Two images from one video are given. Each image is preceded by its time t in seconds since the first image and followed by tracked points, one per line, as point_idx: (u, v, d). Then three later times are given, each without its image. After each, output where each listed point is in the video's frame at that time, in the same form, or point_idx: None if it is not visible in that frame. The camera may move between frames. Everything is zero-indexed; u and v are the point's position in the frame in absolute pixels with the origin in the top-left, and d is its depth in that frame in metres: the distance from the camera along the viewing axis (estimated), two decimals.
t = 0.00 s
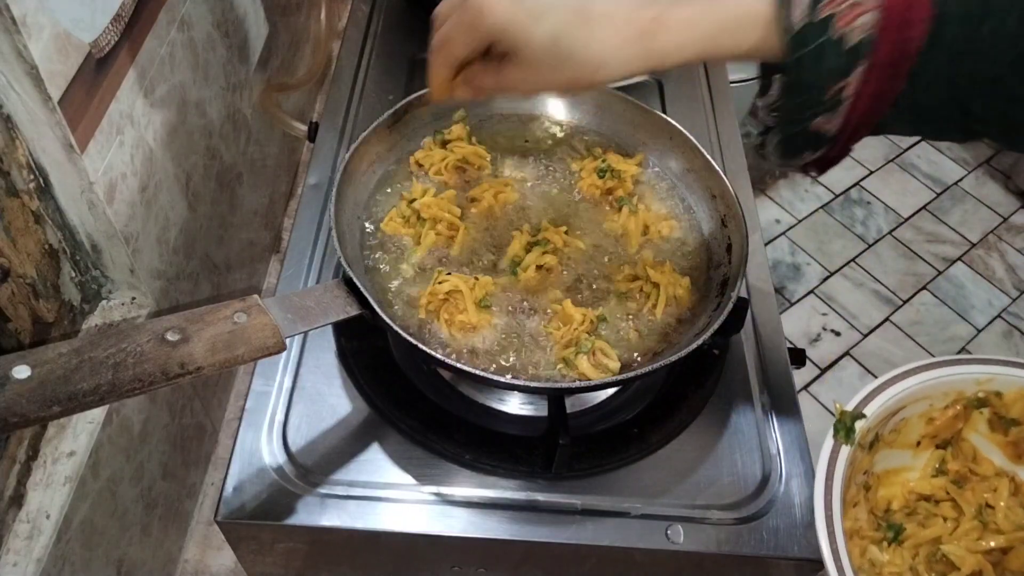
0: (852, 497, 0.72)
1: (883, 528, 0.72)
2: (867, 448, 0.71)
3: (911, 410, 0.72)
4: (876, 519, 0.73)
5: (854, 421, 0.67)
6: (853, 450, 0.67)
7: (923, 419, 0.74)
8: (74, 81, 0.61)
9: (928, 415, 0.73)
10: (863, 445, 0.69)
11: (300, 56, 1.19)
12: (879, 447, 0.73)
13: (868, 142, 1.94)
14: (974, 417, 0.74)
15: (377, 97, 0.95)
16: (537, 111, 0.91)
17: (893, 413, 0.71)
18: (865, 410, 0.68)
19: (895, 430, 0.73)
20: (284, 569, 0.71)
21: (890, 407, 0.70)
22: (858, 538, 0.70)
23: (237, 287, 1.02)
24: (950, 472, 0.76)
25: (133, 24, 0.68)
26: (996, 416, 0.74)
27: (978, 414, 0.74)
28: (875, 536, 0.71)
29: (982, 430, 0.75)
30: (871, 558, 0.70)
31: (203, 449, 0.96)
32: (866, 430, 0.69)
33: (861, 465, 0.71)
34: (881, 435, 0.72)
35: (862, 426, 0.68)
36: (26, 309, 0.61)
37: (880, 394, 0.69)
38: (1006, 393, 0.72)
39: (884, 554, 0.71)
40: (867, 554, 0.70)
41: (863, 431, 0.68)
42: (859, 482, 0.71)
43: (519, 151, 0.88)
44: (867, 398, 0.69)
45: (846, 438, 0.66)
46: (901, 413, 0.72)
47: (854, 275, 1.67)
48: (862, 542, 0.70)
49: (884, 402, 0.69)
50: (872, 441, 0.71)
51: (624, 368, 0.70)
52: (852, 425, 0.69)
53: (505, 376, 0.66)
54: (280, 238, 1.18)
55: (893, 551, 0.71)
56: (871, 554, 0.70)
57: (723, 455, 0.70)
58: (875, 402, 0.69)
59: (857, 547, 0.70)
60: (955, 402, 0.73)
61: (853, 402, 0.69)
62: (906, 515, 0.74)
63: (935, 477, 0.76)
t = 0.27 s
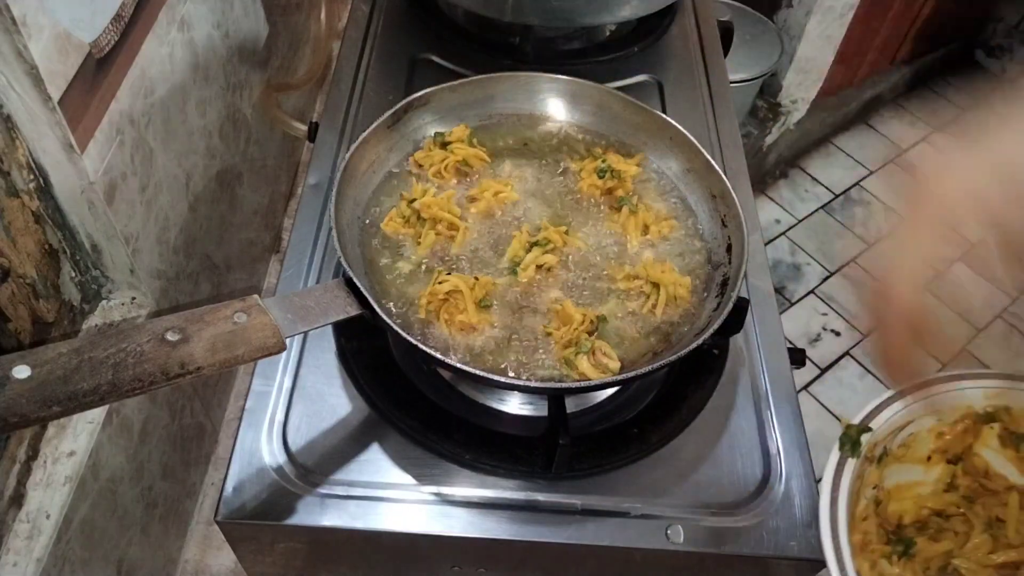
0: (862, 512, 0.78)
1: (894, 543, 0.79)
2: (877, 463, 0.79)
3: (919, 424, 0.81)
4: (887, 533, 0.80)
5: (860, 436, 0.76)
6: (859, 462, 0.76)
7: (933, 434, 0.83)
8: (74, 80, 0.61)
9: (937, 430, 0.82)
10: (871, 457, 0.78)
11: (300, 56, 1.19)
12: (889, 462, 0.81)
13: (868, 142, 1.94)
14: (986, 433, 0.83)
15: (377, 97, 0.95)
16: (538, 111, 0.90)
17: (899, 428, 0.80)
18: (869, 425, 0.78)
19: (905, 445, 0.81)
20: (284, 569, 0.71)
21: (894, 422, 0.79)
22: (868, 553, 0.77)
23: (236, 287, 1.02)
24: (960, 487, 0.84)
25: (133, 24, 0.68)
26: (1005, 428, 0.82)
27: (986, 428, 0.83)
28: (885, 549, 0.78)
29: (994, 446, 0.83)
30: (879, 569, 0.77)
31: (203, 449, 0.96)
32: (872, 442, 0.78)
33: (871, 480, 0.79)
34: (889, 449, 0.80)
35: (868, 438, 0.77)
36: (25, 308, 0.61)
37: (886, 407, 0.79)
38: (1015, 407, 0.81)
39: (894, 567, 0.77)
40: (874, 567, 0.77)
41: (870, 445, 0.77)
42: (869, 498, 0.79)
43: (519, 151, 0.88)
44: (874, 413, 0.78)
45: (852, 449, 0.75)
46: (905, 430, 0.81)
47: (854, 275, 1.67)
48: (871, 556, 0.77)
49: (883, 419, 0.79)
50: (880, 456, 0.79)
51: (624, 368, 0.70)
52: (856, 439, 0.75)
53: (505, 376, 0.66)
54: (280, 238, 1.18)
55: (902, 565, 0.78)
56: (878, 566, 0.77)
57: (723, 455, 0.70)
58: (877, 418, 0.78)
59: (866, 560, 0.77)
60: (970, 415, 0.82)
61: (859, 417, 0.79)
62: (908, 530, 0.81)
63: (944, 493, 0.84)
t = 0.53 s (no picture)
0: (897, 507, 0.97)
1: (930, 537, 0.96)
2: (910, 460, 0.96)
3: (957, 422, 0.95)
4: (923, 527, 0.97)
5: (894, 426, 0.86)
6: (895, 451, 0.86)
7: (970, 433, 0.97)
8: (74, 80, 0.61)
9: (973, 431, 0.96)
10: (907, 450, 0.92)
11: (300, 56, 1.19)
12: (925, 460, 0.98)
13: (868, 142, 1.94)
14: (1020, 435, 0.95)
15: (377, 97, 0.95)
16: (538, 111, 0.90)
17: (933, 424, 0.93)
18: (907, 417, 0.88)
19: (941, 443, 0.97)
20: (284, 569, 0.71)
21: (931, 415, 0.90)
22: (905, 546, 0.96)
23: (237, 287, 1.02)
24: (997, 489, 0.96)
25: (134, 24, 0.68)
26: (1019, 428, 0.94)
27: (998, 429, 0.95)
28: (920, 543, 0.96)
29: None
30: (914, 561, 0.95)
31: (204, 450, 0.96)
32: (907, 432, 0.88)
33: (905, 474, 0.97)
34: (921, 445, 0.95)
35: (903, 429, 0.87)
36: (25, 308, 0.61)
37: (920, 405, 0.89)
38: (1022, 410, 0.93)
39: (929, 560, 0.95)
40: (911, 559, 0.95)
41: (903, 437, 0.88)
42: (903, 493, 0.97)
43: (519, 152, 0.88)
44: (909, 408, 0.89)
45: (887, 439, 0.85)
46: (941, 426, 0.94)
47: (854, 275, 1.67)
48: (909, 549, 0.96)
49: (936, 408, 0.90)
50: (916, 453, 0.95)
51: (624, 368, 0.70)
52: (892, 430, 0.86)
53: (506, 376, 0.66)
54: (280, 238, 1.18)
55: (938, 557, 0.95)
56: (915, 559, 0.95)
57: (723, 455, 0.70)
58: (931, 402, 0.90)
59: (902, 553, 0.95)
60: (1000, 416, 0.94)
61: (896, 411, 0.89)
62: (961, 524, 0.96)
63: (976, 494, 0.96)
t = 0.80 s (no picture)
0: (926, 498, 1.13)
1: (954, 529, 1.14)
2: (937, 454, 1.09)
3: (987, 417, 1.06)
4: (948, 519, 1.15)
5: (925, 418, 0.96)
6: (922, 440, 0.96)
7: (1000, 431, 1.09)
8: (73, 80, 0.61)
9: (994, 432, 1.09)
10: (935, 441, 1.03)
11: (300, 56, 1.19)
12: (952, 455, 1.12)
13: (868, 142, 1.94)
14: None
15: (377, 97, 0.95)
16: (538, 111, 0.90)
17: (962, 417, 1.03)
18: (936, 409, 0.98)
19: (969, 438, 1.10)
20: (284, 569, 0.71)
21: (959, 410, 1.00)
22: (930, 535, 1.13)
23: (237, 287, 1.02)
24: None
25: (134, 24, 0.68)
26: None
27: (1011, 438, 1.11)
28: (943, 533, 1.14)
29: None
30: (937, 551, 1.13)
31: (204, 450, 0.96)
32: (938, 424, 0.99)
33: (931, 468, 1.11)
34: (950, 440, 1.08)
35: (933, 421, 0.98)
36: (25, 308, 0.61)
37: (950, 400, 0.99)
38: None
39: (953, 550, 1.13)
40: (935, 548, 1.13)
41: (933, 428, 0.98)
42: (931, 484, 1.12)
43: (519, 152, 0.88)
44: (937, 402, 0.99)
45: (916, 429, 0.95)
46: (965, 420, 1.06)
47: (854, 275, 1.67)
48: (933, 537, 1.13)
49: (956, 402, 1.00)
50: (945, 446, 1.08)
51: (624, 368, 0.70)
52: (921, 421, 0.95)
53: (506, 376, 0.66)
54: (280, 238, 1.18)
55: (962, 548, 1.14)
56: (938, 549, 1.13)
57: (723, 455, 0.70)
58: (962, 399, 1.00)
59: (927, 541, 1.13)
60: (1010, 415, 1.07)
61: (927, 402, 0.99)
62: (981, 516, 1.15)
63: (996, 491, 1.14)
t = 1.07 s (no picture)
0: (918, 489, 1.04)
1: (946, 519, 1.05)
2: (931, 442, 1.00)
3: (977, 407, 1.00)
4: (940, 511, 1.05)
5: (916, 408, 0.90)
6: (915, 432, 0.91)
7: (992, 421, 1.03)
8: (73, 80, 0.61)
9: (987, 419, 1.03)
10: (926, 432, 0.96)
11: (300, 56, 1.19)
12: (945, 444, 1.04)
13: (868, 142, 1.94)
14: None
15: (377, 97, 0.95)
16: (538, 111, 0.90)
17: (953, 408, 0.98)
18: (929, 401, 0.93)
19: (961, 428, 1.03)
20: (284, 569, 0.71)
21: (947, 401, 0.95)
22: (920, 526, 1.04)
23: (237, 287, 1.02)
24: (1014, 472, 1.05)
25: (134, 24, 0.68)
26: None
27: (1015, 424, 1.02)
28: (936, 524, 1.04)
29: None
30: (928, 542, 1.03)
31: (204, 450, 0.96)
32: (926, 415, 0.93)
33: (922, 458, 1.02)
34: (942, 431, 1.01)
35: (924, 412, 0.92)
36: (25, 308, 0.61)
37: (942, 391, 0.94)
38: None
39: (944, 541, 1.04)
40: (926, 540, 1.03)
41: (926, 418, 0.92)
42: (921, 476, 1.03)
43: (519, 152, 0.88)
44: (928, 393, 0.94)
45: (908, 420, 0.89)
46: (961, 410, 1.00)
47: (854, 275, 1.67)
48: (923, 529, 1.04)
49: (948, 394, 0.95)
50: (936, 436, 1.00)
51: (624, 368, 0.70)
52: (913, 412, 0.90)
53: (506, 376, 0.66)
54: (280, 238, 1.18)
55: (952, 538, 1.05)
56: (930, 539, 1.03)
57: (724, 455, 0.70)
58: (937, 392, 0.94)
59: (919, 532, 1.03)
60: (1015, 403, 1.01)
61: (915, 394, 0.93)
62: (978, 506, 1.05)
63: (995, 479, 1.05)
